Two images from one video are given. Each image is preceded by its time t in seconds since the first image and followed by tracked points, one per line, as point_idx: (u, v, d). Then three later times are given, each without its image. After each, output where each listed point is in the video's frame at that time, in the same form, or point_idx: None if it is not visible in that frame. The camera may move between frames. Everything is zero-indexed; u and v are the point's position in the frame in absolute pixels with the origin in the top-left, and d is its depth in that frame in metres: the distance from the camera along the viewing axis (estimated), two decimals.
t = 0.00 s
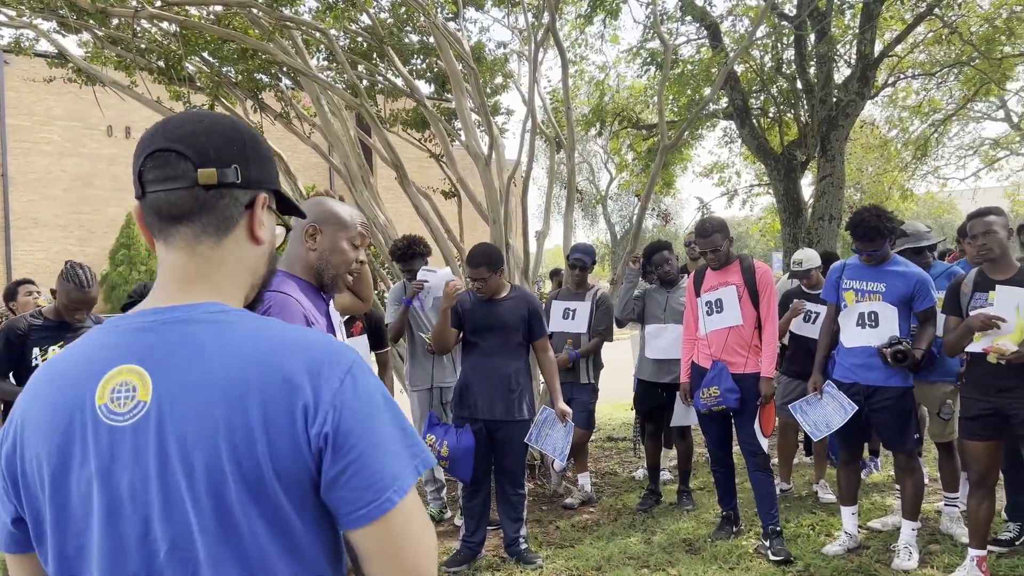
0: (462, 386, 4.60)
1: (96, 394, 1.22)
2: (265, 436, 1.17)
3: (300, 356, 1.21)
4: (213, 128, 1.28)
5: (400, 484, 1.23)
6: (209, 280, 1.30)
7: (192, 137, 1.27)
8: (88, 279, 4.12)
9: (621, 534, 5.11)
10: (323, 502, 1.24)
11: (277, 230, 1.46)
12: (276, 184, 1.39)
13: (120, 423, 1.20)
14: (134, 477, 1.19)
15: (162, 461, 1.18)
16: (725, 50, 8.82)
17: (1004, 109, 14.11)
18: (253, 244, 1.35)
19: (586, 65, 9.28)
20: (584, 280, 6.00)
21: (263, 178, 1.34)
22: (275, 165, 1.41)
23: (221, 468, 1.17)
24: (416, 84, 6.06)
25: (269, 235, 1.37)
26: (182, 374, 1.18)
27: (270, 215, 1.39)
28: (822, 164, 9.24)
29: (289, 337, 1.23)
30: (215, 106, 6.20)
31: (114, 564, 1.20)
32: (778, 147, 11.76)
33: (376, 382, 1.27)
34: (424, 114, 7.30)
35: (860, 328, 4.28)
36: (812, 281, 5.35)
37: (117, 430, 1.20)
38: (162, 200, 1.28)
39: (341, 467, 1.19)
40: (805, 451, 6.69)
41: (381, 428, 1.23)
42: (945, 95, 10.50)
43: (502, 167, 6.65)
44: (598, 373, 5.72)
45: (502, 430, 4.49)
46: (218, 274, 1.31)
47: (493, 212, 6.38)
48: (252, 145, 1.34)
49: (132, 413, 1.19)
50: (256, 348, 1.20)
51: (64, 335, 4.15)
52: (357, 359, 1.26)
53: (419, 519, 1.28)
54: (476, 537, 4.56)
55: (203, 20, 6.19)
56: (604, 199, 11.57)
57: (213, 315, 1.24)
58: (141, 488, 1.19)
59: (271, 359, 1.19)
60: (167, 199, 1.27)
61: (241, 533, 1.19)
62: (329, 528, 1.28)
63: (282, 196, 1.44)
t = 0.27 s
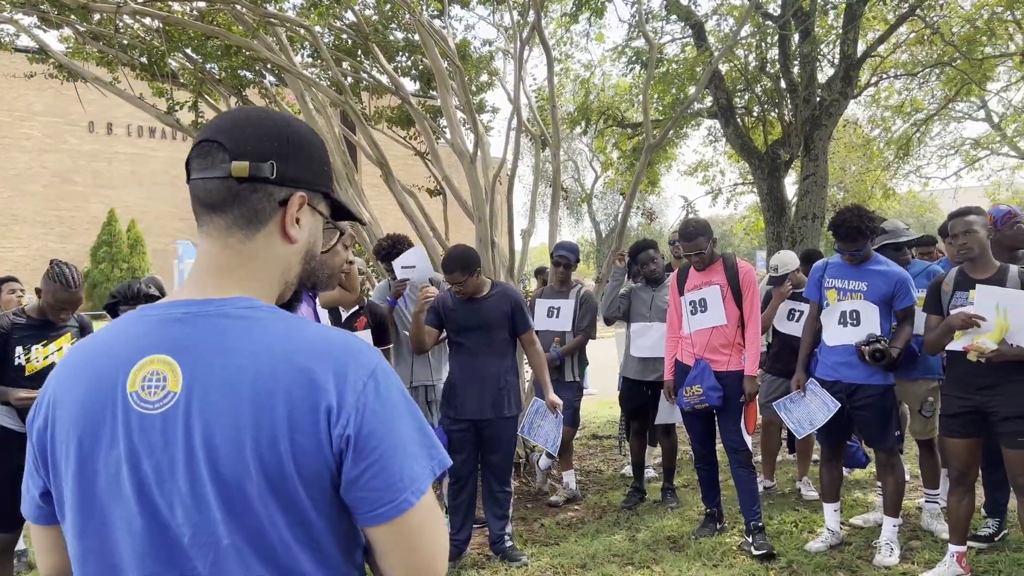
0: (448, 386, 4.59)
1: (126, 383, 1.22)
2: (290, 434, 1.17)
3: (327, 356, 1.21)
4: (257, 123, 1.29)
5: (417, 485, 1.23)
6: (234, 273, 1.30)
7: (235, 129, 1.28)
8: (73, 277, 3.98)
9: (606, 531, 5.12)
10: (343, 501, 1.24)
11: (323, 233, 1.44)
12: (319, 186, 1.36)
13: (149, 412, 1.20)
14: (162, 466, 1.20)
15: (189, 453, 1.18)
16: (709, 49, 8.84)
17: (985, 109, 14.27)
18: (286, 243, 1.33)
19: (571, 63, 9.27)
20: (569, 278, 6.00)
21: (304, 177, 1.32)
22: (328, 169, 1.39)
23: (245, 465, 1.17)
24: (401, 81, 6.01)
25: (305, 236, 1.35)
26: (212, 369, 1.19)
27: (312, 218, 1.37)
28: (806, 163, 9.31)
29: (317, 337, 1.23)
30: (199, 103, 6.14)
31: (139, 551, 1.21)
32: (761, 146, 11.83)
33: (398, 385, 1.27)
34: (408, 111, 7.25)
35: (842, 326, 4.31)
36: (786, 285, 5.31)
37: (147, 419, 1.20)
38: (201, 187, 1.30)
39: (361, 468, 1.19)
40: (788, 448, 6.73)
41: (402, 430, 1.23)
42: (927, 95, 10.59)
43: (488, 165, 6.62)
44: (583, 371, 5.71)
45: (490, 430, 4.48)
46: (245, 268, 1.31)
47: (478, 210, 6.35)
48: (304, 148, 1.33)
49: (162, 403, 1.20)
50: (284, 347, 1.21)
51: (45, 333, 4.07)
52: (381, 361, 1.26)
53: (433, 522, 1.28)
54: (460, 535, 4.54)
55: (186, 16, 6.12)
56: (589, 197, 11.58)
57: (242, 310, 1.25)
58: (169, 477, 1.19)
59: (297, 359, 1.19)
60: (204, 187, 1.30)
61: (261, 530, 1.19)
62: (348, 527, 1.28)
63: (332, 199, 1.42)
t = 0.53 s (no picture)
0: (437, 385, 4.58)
1: (148, 368, 1.25)
2: (299, 432, 1.18)
3: (341, 357, 1.21)
4: (291, 124, 1.33)
5: (422, 492, 1.23)
6: (261, 268, 1.33)
7: (270, 129, 1.33)
8: (60, 272, 3.90)
9: (593, 527, 5.13)
10: (348, 502, 1.24)
11: (354, 235, 1.45)
12: (350, 187, 1.39)
13: (167, 398, 1.23)
14: (176, 452, 1.22)
15: (202, 441, 1.20)
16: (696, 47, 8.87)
17: (969, 107, 14.41)
18: (314, 241, 1.35)
19: (558, 60, 9.26)
20: (556, 274, 6.00)
21: (335, 178, 1.35)
22: (360, 172, 1.42)
23: (254, 459, 1.18)
24: (388, 77, 5.98)
25: (334, 235, 1.37)
26: (230, 361, 1.21)
27: (343, 219, 1.39)
28: (792, 161, 9.36)
29: (334, 338, 1.24)
30: (184, 99, 6.08)
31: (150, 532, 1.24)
32: (748, 144, 11.90)
33: (410, 392, 1.26)
34: (396, 108, 7.21)
35: (827, 322, 4.34)
36: (774, 285, 5.34)
37: (165, 405, 1.23)
38: (234, 182, 1.34)
39: (366, 472, 1.19)
40: (774, 444, 6.78)
41: (411, 437, 1.23)
42: (912, 93, 10.67)
43: (475, 161, 6.60)
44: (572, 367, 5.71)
45: (479, 427, 4.48)
46: (272, 264, 1.33)
47: (466, 206, 6.32)
48: (337, 151, 1.36)
49: (180, 390, 1.22)
50: (299, 345, 1.21)
51: (29, 329, 4.00)
52: (396, 368, 1.25)
53: (435, 531, 1.27)
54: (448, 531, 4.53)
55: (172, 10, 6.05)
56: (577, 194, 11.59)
57: (263, 306, 1.27)
58: (182, 462, 1.21)
59: (312, 359, 1.20)
60: (238, 184, 1.33)
61: (267, 525, 1.21)
62: (353, 528, 1.28)
63: (364, 202, 1.44)
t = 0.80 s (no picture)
0: (424, 378, 4.57)
1: (142, 354, 1.28)
2: (286, 420, 1.21)
3: (328, 348, 1.24)
4: (284, 121, 1.35)
5: (407, 482, 1.25)
6: (256, 262, 1.35)
7: (263, 126, 1.35)
8: (39, 263, 3.85)
9: (580, 519, 5.15)
10: (332, 489, 1.26)
11: (349, 230, 1.47)
12: (344, 183, 1.41)
13: (158, 384, 1.26)
14: (167, 436, 1.25)
15: (191, 426, 1.23)
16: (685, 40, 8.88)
17: (954, 102, 14.51)
18: (308, 236, 1.38)
19: (546, 52, 9.22)
20: (543, 267, 5.99)
21: (330, 174, 1.37)
22: (354, 167, 1.44)
23: (240, 444, 1.21)
24: (375, 69, 5.92)
25: (328, 230, 1.39)
26: (220, 349, 1.24)
27: (337, 213, 1.41)
28: (779, 155, 9.36)
29: (321, 329, 1.26)
30: (169, 90, 6.00)
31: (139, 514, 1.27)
32: (735, 137, 11.93)
33: (397, 383, 1.29)
34: (383, 100, 7.14)
35: (813, 315, 4.36)
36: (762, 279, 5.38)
37: (157, 390, 1.26)
38: (230, 179, 1.36)
39: (350, 459, 1.22)
40: (760, 436, 6.83)
41: (396, 427, 1.25)
42: (898, 87, 10.72)
43: (463, 154, 6.56)
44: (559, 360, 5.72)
45: (466, 421, 4.47)
46: (267, 259, 1.36)
47: (454, 199, 6.29)
48: (331, 147, 1.38)
49: (171, 377, 1.25)
50: (289, 336, 1.24)
51: (10, 321, 3.94)
52: (383, 359, 1.28)
53: (419, 521, 1.29)
54: (436, 523, 4.52)
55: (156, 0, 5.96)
56: (565, 187, 11.57)
57: (254, 298, 1.30)
58: (171, 446, 1.24)
59: (300, 348, 1.23)
60: (233, 180, 1.36)
61: (254, 510, 1.23)
62: (338, 515, 1.30)
63: (359, 197, 1.45)
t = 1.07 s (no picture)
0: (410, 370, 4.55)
1: (102, 345, 1.30)
2: (230, 402, 1.21)
3: (270, 329, 1.24)
4: (242, 111, 1.34)
5: (353, 459, 1.24)
6: (213, 250, 1.35)
7: (221, 116, 1.34)
8: (17, 253, 3.81)
9: (567, 509, 5.16)
10: (284, 470, 1.26)
11: (311, 221, 1.46)
12: (302, 172, 1.39)
13: (116, 373, 1.28)
14: (125, 423, 1.27)
15: (145, 413, 1.25)
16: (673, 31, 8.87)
17: (938, 94, 14.61)
18: (266, 226, 1.37)
19: (534, 42, 9.17)
20: (530, 258, 5.97)
21: (286, 163, 1.36)
22: (314, 157, 1.42)
23: (188, 426, 1.22)
24: (361, 58, 5.85)
25: (286, 219, 1.38)
26: (168, 336, 1.25)
27: (296, 203, 1.39)
28: (766, 146, 9.37)
29: (265, 311, 1.26)
30: (152, 78, 5.91)
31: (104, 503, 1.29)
32: (722, 128, 11.95)
33: (344, 362, 1.27)
34: (369, 90, 7.07)
35: (798, 306, 4.38)
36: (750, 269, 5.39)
37: (114, 380, 1.28)
38: (188, 170, 1.36)
39: (294, 438, 1.21)
40: (746, 426, 6.87)
41: (340, 404, 1.24)
42: (884, 79, 10.77)
43: (450, 144, 6.51)
44: (548, 350, 5.71)
45: (452, 412, 4.45)
46: (225, 248, 1.35)
47: (440, 189, 6.24)
48: (288, 137, 1.36)
49: (127, 366, 1.27)
50: (232, 320, 1.24)
51: None
52: (327, 338, 1.26)
53: (370, 499, 1.27)
54: (423, 515, 4.51)
55: None
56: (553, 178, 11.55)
57: (205, 284, 1.29)
58: (130, 433, 1.26)
59: (242, 331, 1.23)
60: (191, 170, 1.35)
61: (208, 493, 1.24)
62: (296, 496, 1.30)
63: (319, 187, 1.44)
